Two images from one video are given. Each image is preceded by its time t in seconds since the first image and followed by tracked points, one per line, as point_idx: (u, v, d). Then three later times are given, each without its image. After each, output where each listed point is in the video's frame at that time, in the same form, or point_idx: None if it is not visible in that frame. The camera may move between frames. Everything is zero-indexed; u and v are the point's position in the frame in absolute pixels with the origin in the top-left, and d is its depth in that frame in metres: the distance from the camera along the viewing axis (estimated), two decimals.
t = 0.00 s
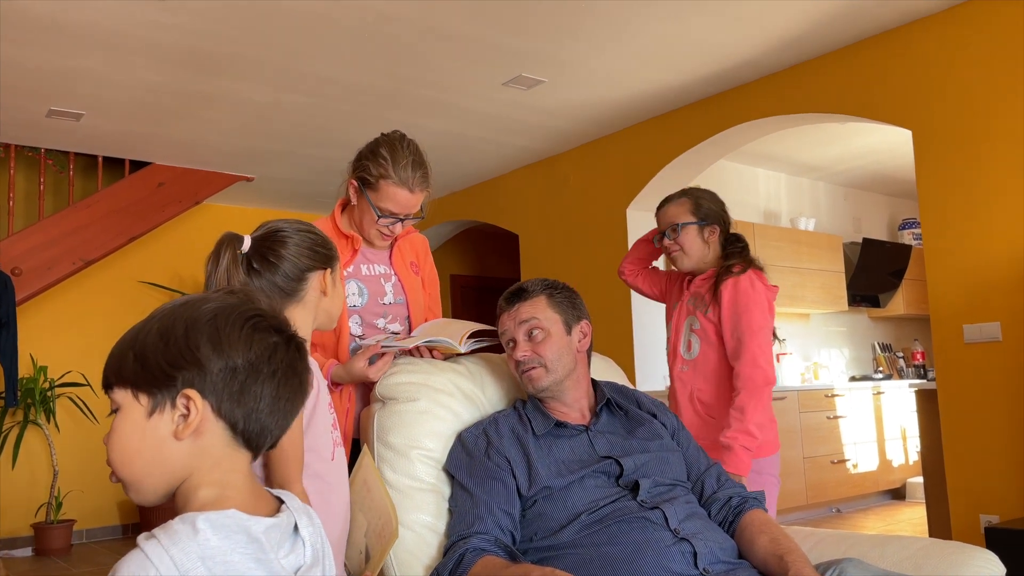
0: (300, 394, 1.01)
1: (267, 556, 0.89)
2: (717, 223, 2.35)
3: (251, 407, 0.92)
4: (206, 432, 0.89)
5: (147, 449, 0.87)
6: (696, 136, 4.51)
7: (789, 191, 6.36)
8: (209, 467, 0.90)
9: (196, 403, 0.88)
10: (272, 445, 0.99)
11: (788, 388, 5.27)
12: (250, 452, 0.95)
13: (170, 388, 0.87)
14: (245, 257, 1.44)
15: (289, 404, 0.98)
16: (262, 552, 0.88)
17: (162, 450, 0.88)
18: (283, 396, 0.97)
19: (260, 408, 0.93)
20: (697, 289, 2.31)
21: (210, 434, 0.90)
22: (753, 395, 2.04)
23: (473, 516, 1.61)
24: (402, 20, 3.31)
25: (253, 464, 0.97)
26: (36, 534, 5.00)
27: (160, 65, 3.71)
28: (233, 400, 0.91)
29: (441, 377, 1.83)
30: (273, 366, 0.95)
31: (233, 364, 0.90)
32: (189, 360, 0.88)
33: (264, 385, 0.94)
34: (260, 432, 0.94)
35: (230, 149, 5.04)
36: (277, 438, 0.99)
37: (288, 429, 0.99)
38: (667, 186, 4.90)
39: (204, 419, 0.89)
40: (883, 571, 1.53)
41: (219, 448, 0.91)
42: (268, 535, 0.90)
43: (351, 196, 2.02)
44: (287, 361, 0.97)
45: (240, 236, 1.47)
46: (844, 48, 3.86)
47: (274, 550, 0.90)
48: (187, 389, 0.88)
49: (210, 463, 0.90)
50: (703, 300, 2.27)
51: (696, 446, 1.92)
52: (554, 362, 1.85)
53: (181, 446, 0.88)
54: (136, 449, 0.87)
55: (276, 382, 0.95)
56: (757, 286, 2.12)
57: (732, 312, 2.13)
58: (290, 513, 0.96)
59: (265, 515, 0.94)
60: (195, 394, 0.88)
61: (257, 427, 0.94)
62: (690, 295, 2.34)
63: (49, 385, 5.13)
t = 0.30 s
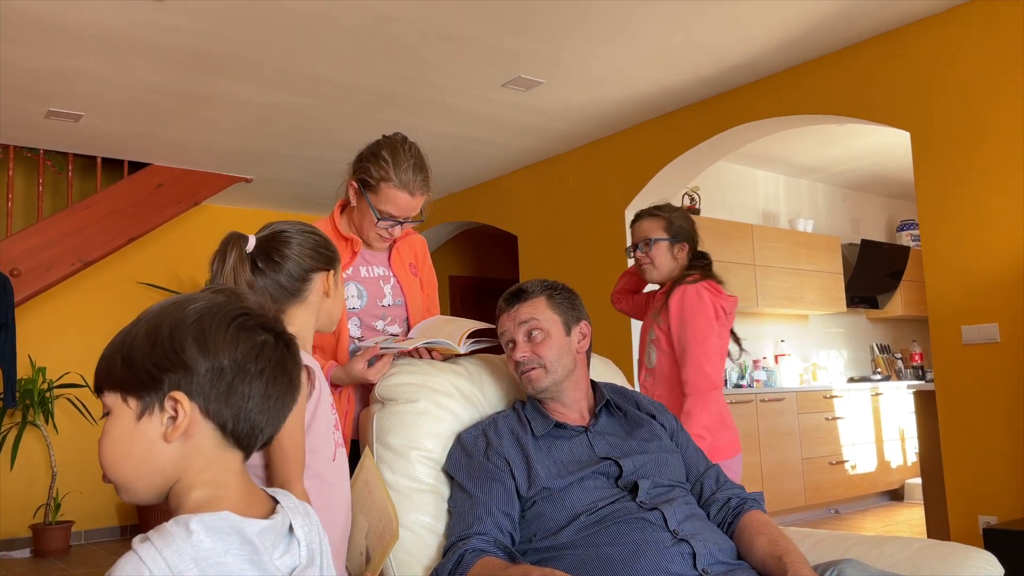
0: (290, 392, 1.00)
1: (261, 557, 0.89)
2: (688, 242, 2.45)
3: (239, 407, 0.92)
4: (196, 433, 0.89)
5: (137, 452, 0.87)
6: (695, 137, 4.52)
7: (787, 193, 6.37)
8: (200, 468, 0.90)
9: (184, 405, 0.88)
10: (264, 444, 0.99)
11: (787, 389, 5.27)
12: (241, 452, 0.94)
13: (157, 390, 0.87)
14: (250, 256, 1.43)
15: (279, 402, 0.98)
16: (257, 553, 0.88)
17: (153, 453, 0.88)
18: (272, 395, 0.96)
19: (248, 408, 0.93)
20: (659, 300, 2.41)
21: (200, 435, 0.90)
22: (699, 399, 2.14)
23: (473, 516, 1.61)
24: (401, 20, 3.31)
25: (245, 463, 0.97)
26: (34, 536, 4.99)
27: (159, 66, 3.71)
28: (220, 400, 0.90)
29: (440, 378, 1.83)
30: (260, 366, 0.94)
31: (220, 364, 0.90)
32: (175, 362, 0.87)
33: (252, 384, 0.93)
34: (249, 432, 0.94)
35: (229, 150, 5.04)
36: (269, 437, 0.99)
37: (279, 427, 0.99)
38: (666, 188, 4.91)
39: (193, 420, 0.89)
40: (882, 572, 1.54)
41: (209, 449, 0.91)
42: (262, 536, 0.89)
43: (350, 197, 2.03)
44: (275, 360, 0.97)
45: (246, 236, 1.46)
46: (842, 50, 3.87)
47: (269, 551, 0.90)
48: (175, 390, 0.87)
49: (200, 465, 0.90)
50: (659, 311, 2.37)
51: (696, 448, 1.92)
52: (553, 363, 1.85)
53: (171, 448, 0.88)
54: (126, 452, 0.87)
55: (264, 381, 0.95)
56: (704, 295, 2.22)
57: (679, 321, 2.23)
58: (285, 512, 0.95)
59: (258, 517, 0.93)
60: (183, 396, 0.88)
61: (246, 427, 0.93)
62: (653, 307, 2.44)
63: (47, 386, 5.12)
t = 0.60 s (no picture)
0: (285, 393, 1.00)
1: (257, 557, 0.89)
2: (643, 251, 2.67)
3: (234, 408, 0.92)
4: (191, 435, 0.89)
5: (132, 452, 0.87)
6: (694, 139, 4.52)
7: (786, 195, 6.37)
8: (194, 469, 0.90)
9: (178, 406, 0.88)
10: (260, 444, 0.99)
11: (786, 391, 5.27)
12: (237, 453, 0.94)
13: (152, 391, 0.87)
14: (251, 256, 1.42)
15: (275, 404, 0.97)
16: (254, 554, 0.88)
17: (147, 454, 0.88)
18: (267, 396, 0.96)
19: (244, 408, 0.93)
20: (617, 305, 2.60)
21: (195, 436, 0.90)
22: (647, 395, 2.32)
23: (472, 518, 1.61)
24: (400, 22, 3.31)
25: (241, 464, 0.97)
26: (32, 537, 4.99)
27: (158, 67, 3.71)
28: (215, 401, 0.90)
29: (438, 380, 1.83)
30: (255, 367, 0.94)
31: (214, 365, 0.90)
32: (169, 363, 0.87)
33: (247, 385, 0.93)
34: (245, 434, 0.94)
35: (228, 152, 5.04)
36: (265, 437, 0.98)
37: (275, 428, 0.99)
38: (665, 190, 4.91)
39: (188, 422, 0.89)
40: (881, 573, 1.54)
41: (205, 450, 0.91)
42: (259, 536, 0.89)
43: (351, 198, 2.02)
44: (270, 361, 0.96)
45: (248, 236, 1.46)
46: (842, 52, 3.87)
47: (266, 552, 0.90)
48: (169, 392, 0.87)
49: (195, 465, 0.90)
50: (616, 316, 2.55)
51: (694, 450, 1.93)
52: (552, 364, 1.86)
53: (165, 449, 0.88)
54: (120, 453, 0.87)
55: (259, 382, 0.95)
56: (653, 298, 2.40)
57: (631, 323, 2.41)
58: (281, 512, 0.95)
59: (254, 518, 0.93)
60: (177, 398, 0.88)
61: (241, 429, 0.93)
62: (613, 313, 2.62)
63: (46, 387, 5.11)
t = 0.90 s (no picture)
0: (278, 396, 0.99)
1: (251, 559, 0.88)
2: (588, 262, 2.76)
3: (226, 410, 0.91)
4: (182, 437, 0.89)
5: (123, 454, 0.87)
6: (693, 142, 4.53)
7: (785, 197, 6.38)
8: (186, 471, 0.90)
9: (170, 408, 0.88)
10: (253, 446, 0.99)
11: (785, 393, 5.28)
12: (229, 455, 0.94)
13: (144, 392, 0.87)
14: (251, 257, 1.42)
15: (267, 406, 0.97)
16: (247, 556, 0.88)
17: (138, 456, 0.88)
18: (260, 398, 0.96)
19: (236, 411, 0.93)
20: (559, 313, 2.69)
21: (186, 438, 0.90)
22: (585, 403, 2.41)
23: (471, 520, 1.61)
24: (399, 24, 3.31)
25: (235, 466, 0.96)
26: (31, 538, 4.98)
27: (158, 69, 3.71)
28: (206, 403, 0.90)
29: (438, 381, 1.83)
30: (248, 369, 0.94)
31: (207, 367, 0.90)
32: (161, 364, 0.87)
33: (239, 387, 0.93)
34: (237, 436, 0.94)
35: (228, 153, 5.04)
36: (257, 440, 0.98)
37: (267, 430, 0.98)
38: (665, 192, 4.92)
39: (179, 424, 0.89)
40: None
41: (196, 453, 0.90)
42: (252, 538, 0.89)
43: (353, 200, 2.02)
44: (263, 363, 0.96)
45: (248, 237, 1.46)
46: (842, 55, 3.87)
47: (259, 553, 0.89)
48: (160, 393, 0.87)
49: (188, 467, 0.90)
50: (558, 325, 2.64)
51: (694, 452, 1.93)
52: (552, 366, 1.86)
53: (156, 451, 0.88)
54: (112, 454, 0.87)
55: (252, 384, 0.94)
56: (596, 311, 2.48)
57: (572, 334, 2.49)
58: (275, 513, 0.95)
59: (249, 518, 0.93)
60: (168, 399, 0.88)
61: (233, 431, 0.93)
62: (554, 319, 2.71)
63: (45, 388, 5.11)
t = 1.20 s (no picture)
0: (272, 403, 0.99)
1: (244, 568, 0.88)
2: (529, 264, 2.83)
3: (219, 416, 0.91)
4: (174, 443, 0.89)
5: (116, 461, 0.87)
6: (693, 145, 4.53)
7: (785, 200, 6.39)
8: (178, 478, 0.89)
9: (162, 414, 0.87)
10: (246, 453, 0.98)
11: (784, 396, 5.28)
12: (222, 462, 0.93)
13: (136, 398, 0.87)
14: (250, 259, 1.42)
15: (261, 413, 0.97)
16: (241, 565, 0.88)
17: (130, 463, 0.87)
18: (254, 404, 0.95)
19: (230, 417, 0.92)
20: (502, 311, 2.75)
21: (179, 445, 0.89)
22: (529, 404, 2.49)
23: (470, 523, 1.61)
24: (400, 26, 3.32)
25: (229, 472, 0.96)
26: (29, 540, 4.97)
27: (158, 71, 3.72)
28: (200, 409, 0.90)
29: (437, 383, 1.82)
30: (242, 375, 0.94)
31: (200, 373, 0.90)
32: (154, 370, 0.87)
33: (233, 394, 0.93)
34: (230, 443, 0.93)
35: (228, 155, 5.04)
36: (251, 447, 0.98)
37: (261, 437, 0.98)
38: (665, 195, 4.92)
39: (171, 430, 0.89)
40: None
41: (189, 459, 0.90)
42: (247, 547, 0.89)
43: (353, 202, 2.02)
44: (257, 370, 0.96)
45: (247, 239, 1.46)
46: (842, 59, 3.88)
47: (253, 562, 0.89)
48: (153, 399, 0.87)
49: (180, 474, 0.90)
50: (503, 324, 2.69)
51: (693, 455, 1.93)
52: (552, 369, 1.86)
53: (148, 459, 0.88)
54: (103, 461, 0.87)
55: (246, 391, 0.94)
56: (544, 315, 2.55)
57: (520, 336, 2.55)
58: (269, 520, 0.95)
59: (243, 528, 0.93)
60: (160, 405, 0.87)
61: (226, 437, 0.93)
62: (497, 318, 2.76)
63: (44, 390, 5.10)
